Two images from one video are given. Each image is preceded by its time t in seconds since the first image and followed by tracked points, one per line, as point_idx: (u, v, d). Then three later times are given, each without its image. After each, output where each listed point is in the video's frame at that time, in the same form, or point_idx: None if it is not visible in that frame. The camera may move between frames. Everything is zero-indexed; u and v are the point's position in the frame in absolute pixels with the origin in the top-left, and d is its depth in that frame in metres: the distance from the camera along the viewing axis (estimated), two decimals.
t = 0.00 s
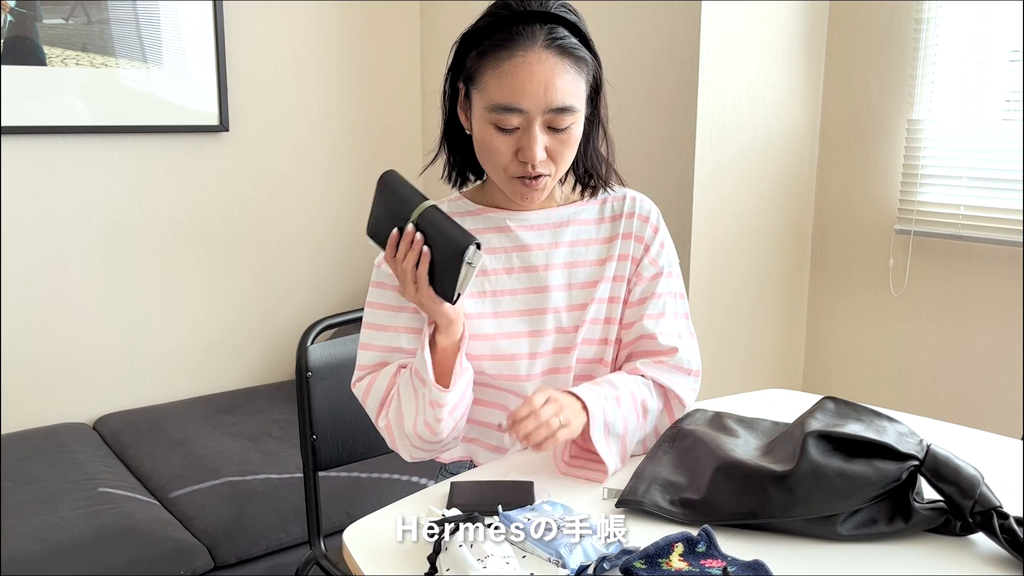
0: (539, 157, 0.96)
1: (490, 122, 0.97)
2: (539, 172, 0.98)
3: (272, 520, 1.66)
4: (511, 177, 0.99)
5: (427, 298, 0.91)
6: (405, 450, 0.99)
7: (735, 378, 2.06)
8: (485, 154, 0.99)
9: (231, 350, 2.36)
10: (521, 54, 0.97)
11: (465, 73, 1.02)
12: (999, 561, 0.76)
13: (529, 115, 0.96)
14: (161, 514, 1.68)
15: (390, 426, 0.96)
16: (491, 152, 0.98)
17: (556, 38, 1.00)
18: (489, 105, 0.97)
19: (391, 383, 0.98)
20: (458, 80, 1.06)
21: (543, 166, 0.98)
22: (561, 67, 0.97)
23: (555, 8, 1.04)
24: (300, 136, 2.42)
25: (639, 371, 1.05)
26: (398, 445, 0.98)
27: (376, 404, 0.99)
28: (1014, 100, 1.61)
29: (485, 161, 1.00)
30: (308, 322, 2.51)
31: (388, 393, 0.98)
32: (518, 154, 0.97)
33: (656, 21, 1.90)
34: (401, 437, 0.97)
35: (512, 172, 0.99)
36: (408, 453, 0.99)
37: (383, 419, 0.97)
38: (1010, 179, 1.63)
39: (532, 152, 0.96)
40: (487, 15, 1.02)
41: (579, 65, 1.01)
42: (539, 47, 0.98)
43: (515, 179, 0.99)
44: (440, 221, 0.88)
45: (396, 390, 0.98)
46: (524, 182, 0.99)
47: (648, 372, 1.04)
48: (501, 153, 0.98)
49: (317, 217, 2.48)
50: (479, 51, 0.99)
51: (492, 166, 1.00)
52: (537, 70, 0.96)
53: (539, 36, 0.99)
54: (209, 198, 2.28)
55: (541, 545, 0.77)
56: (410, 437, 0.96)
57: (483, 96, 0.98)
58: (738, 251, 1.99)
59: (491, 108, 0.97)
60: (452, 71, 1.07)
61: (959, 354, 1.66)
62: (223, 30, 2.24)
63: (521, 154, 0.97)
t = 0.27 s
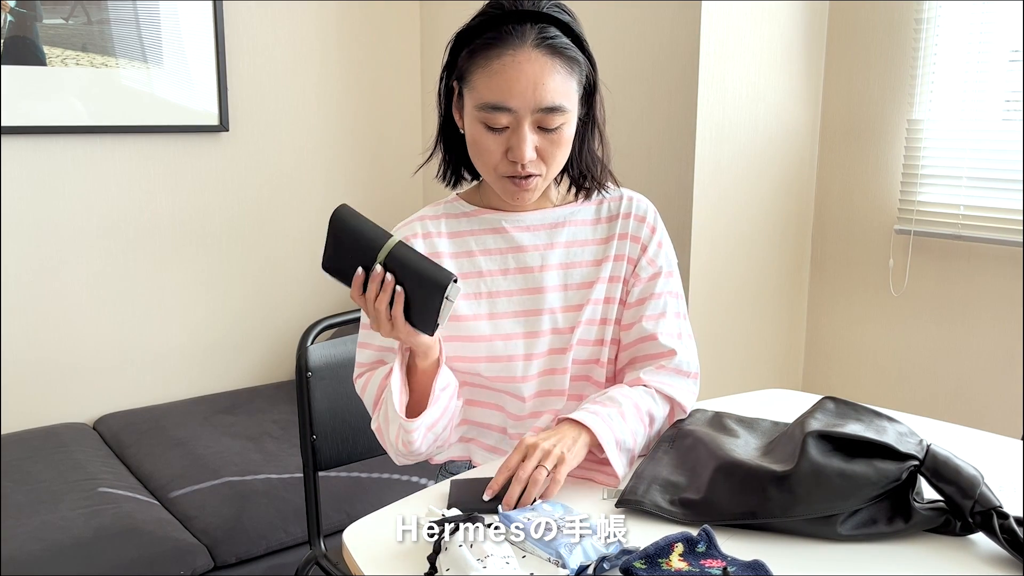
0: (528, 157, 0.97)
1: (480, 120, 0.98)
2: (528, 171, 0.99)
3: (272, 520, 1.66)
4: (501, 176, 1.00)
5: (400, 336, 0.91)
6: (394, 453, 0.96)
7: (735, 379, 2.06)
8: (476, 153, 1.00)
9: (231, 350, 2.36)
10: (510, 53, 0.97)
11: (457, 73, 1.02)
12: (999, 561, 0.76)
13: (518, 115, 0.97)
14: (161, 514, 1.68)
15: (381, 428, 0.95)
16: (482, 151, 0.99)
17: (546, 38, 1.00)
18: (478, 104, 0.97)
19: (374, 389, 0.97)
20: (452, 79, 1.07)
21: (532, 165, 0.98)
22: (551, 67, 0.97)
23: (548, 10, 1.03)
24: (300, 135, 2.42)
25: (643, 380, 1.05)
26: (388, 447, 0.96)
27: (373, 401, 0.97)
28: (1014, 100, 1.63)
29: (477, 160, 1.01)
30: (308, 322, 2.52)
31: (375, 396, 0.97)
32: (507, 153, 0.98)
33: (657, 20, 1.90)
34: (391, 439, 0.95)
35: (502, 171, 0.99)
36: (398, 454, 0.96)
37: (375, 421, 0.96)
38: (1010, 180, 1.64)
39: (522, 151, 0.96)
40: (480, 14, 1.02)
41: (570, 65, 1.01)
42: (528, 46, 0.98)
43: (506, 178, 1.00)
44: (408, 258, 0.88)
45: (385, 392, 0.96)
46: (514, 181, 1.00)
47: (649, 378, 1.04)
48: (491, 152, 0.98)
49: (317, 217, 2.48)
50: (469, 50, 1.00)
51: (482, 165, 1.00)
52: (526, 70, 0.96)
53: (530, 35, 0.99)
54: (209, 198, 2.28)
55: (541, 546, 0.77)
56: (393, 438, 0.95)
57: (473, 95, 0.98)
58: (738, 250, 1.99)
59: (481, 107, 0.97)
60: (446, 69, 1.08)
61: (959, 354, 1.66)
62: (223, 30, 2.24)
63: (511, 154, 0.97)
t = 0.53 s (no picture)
0: (518, 148, 0.96)
1: (470, 114, 0.97)
2: (521, 165, 0.98)
3: (272, 520, 1.66)
4: (493, 171, 0.99)
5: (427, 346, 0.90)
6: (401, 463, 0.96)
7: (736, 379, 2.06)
8: (468, 149, 0.99)
9: (232, 350, 2.36)
10: (496, 45, 0.97)
11: (446, 70, 1.02)
12: (999, 561, 0.76)
13: (507, 106, 0.96)
14: (161, 514, 1.68)
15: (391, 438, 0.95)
16: (473, 146, 0.98)
17: (532, 30, 1.00)
18: (466, 97, 0.97)
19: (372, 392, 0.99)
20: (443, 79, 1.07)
21: (524, 158, 0.98)
22: (538, 57, 0.97)
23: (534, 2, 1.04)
24: (300, 135, 2.42)
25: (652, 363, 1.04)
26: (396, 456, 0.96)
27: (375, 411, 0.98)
28: (1014, 100, 1.63)
29: (468, 156, 1.00)
30: (308, 323, 2.51)
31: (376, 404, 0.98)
32: (498, 146, 0.97)
33: (656, 21, 1.90)
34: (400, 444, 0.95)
35: (493, 166, 0.99)
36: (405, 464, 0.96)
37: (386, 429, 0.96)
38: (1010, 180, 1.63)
39: (512, 142, 0.96)
40: (467, 12, 1.03)
41: (558, 57, 1.01)
42: (514, 38, 0.98)
43: (498, 173, 0.99)
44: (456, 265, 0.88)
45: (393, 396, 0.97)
46: (507, 176, 0.99)
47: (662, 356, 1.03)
48: (482, 145, 0.98)
49: (317, 217, 2.48)
50: (457, 45, 1.00)
51: (474, 161, 1.00)
52: (513, 61, 0.96)
53: (515, 28, 1.00)
54: (209, 198, 2.28)
55: (540, 545, 0.77)
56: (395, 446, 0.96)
57: (462, 89, 0.98)
58: (739, 250, 1.99)
59: (469, 100, 0.97)
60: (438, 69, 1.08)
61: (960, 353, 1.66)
62: (223, 30, 2.24)
63: (501, 146, 0.96)
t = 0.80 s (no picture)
0: (508, 139, 0.95)
1: (459, 108, 0.97)
2: (513, 158, 0.97)
3: (272, 520, 1.66)
4: (486, 166, 0.98)
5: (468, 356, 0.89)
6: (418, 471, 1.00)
7: (736, 378, 2.06)
8: (459, 144, 0.99)
9: (232, 350, 2.36)
10: (483, 39, 0.98)
11: (437, 67, 1.03)
12: (999, 562, 0.76)
13: (496, 99, 0.96)
14: (161, 514, 1.68)
15: (405, 449, 0.98)
16: (463, 140, 0.98)
17: (519, 23, 1.01)
18: (456, 91, 0.97)
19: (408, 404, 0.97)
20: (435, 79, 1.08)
21: (516, 151, 0.97)
22: (525, 50, 0.98)
23: None
24: (300, 135, 2.42)
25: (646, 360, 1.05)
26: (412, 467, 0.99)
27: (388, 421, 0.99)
28: (1014, 100, 1.63)
29: (460, 152, 1.00)
30: (308, 323, 2.52)
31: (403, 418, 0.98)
32: (488, 139, 0.96)
33: (656, 21, 1.90)
34: (416, 459, 0.98)
35: (485, 160, 0.98)
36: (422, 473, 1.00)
37: (398, 440, 0.99)
38: (1010, 180, 1.65)
39: (503, 135, 0.95)
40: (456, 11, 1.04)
41: (547, 50, 1.01)
42: (502, 33, 0.98)
43: (489, 168, 0.98)
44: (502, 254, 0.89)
45: (404, 412, 0.97)
46: (499, 170, 0.98)
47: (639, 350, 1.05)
48: (473, 140, 0.97)
49: (317, 216, 2.48)
50: (447, 42, 1.01)
51: (465, 157, 0.99)
52: (501, 53, 0.96)
53: (503, 22, 1.00)
54: (209, 198, 2.28)
55: (541, 545, 0.77)
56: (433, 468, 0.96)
57: (451, 84, 0.98)
58: (739, 250, 1.99)
59: (459, 94, 0.97)
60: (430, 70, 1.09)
61: (960, 354, 1.66)
62: (223, 30, 2.24)
63: (492, 139, 0.96)
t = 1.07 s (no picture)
0: (509, 136, 0.95)
1: (459, 107, 0.97)
2: (513, 157, 0.97)
3: (272, 520, 1.66)
4: (486, 165, 0.98)
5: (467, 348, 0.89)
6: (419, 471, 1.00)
7: (736, 378, 2.06)
8: (459, 143, 0.99)
9: (232, 350, 2.36)
10: (482, 37, 0.98)
11: (437, 67, 1.03)
12: (998, 562, 0.76)
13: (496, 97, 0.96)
14: (161, 514, 1.68)
15: (405, 448, 0.98)
16: (463, 139, 0.98)
17: (518, 22, 1.01)
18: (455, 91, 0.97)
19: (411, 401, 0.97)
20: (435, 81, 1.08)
21: (516, 150, 0.97)
22: (524, 48, 0.98)
23: None
24: (300, 135, 2.42)
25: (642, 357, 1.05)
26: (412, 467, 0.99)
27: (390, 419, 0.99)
28: (1013, 100, 1.64)
29: (460, 152, 0.99)
30: (308, 323, 2.52)
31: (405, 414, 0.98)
32: (488, 138, 0.96)
33: (656, 21, 1.90)
34: (416, 458, 0.98)
35: (484, 158, 0.97)
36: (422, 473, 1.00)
37: (398, 439, 0.99)
38: (1010, 180, 1.65)
39: (503, 134, 0.95)
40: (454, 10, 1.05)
41: (546, 49, 1.01)
42: (501, 31, 0.99)
43: (489, 166, 0.98)
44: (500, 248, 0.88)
45: (405, 409, 0.98)
46: (498, 169, 0.98)
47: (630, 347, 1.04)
48: (473, 139, 0.97)
49: (317, 216, 2.48)
50: (446, 42, 1.01)
51: (465, 156, 0.99)
52: (500, 52, 0.97)
53: (501, 20, 1.00)
54: (209, 198, 2.28)
55: (541, 545, 0.77)
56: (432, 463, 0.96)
57: (451, 83, 0.99)
58: (739, 250, 1.99)
59: (458, 92, 0.97)
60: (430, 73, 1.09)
61: (960, 354, 1.66)
62: (223, 30, 2.24)
63: (491, 136, 0.96)
